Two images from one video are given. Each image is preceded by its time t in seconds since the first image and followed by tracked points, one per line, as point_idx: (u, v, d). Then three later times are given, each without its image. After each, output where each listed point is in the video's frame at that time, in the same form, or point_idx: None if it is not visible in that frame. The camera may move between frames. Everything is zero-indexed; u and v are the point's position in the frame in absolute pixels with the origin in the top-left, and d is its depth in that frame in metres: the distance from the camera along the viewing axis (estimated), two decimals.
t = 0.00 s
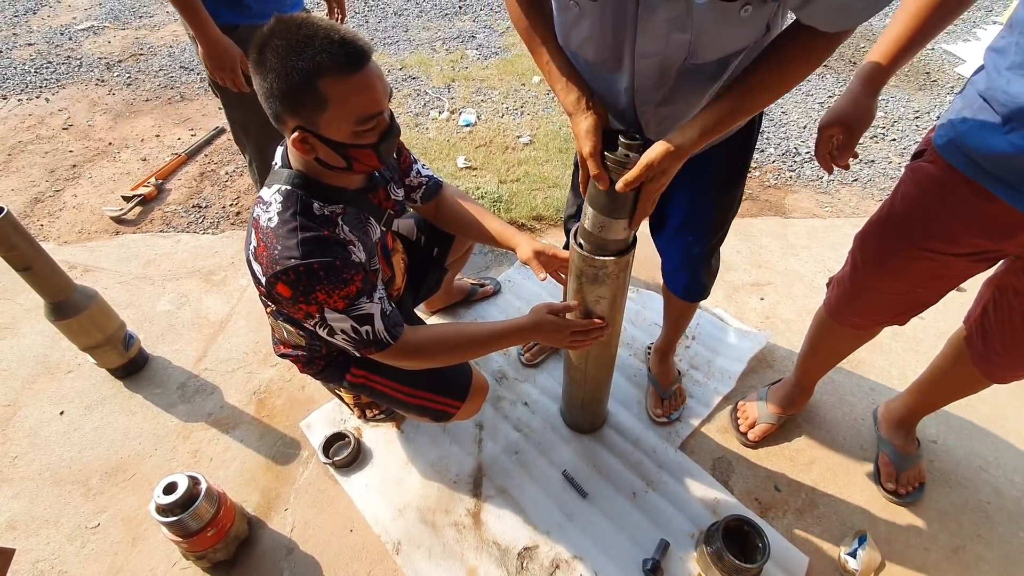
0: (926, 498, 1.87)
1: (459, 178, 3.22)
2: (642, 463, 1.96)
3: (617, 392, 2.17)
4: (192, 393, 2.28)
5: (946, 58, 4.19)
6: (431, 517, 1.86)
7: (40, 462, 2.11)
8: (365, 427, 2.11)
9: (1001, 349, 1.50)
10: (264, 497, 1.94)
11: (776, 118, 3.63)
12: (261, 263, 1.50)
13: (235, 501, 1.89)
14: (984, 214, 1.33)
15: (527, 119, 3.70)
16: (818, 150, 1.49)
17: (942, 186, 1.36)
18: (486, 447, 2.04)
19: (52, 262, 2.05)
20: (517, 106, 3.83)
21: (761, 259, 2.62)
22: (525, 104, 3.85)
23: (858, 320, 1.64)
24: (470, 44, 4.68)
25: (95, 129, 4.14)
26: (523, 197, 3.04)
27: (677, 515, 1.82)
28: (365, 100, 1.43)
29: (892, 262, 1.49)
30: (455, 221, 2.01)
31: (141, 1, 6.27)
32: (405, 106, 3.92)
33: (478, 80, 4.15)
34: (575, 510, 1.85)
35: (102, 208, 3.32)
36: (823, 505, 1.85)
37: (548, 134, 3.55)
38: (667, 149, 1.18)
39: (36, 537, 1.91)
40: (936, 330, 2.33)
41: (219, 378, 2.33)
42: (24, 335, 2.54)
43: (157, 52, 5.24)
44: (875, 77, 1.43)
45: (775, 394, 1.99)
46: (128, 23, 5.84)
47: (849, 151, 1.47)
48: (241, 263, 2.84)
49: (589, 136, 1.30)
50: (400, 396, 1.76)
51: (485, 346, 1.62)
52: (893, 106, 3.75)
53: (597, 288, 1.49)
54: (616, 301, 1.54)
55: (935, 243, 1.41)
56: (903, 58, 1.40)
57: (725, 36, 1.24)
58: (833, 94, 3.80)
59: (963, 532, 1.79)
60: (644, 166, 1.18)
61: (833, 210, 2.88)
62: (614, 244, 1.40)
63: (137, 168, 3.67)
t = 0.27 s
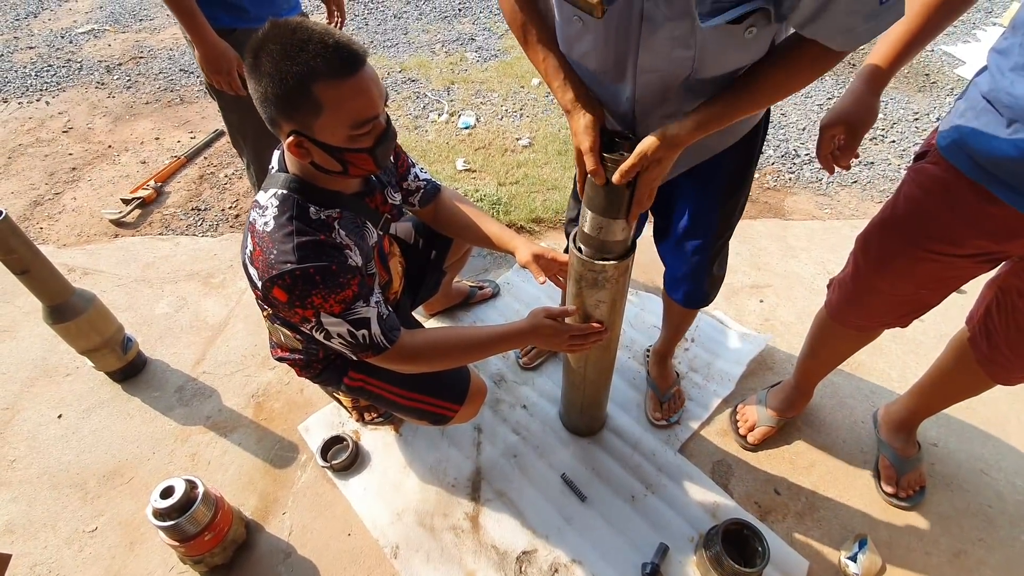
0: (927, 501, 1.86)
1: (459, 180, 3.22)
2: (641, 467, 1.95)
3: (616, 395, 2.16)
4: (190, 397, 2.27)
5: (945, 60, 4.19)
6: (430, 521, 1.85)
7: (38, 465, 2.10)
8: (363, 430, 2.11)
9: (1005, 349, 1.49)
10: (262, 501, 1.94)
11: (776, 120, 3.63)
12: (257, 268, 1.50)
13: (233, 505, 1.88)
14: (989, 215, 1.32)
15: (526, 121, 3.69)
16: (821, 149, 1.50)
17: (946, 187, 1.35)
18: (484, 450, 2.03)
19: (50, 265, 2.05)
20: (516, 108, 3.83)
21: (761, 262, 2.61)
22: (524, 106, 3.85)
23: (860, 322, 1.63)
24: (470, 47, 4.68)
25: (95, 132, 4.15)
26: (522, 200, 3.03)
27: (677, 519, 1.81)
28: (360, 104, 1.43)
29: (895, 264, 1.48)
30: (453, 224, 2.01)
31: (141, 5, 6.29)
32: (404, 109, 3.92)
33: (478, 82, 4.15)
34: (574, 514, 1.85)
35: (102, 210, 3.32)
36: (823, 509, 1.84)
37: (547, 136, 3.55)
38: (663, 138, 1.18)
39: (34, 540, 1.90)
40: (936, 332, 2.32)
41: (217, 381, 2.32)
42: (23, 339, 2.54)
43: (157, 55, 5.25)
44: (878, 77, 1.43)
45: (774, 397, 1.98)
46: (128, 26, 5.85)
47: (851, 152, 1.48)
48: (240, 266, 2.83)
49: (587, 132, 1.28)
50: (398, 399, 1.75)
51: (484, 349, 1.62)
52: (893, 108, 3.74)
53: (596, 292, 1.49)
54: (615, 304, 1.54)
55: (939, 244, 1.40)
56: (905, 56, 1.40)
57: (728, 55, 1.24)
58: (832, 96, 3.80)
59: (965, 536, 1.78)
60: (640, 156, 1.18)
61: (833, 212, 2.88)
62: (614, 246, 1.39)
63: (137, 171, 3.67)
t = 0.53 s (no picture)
0: (933, 504, 1.84)
1: (461, 182, 3.21)
2: (645, 469, 1.94)
3: (619, 397, 2.15)
4: (193, 398, 2.27)
5: (950, 59, 4.17)
6: (432, 524, 1.85)
7: (42, 467, 2.10)
8: (366, 432, 2.10)
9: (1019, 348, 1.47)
10: (264, 503, 1.93)
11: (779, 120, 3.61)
12: (260, 270, 1.50)
13: (235, 507, 1.88)
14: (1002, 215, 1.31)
15: (529, 122, 3.69)
16: (832, 146, 1.50)
17: (959, 187, 1.34)
18: (487, 452, 2.02)
19: (54, 267, 2.06)
20: (519, 109, 3.82)
21: (764, 263, 2.60)
22: (527, 107, 3.85)
23: (868, 323, 1.62)
24: (472, 48, 4.68)
25: (99, 134, 4.16)
26: (525, 201, 3.03)
27: (681, 522, 1.80)
28: (362, 106, 1.43)
29: (906, 264, 1.46)
30: (455, 225, 2.00)
31: (146, 8, 6.31)
32: (407, 110, 3.92)
33: (480, 83, 4.15)
34: (577, 516, 1.84)
35: (105, 212, 3.33)
36: (828, 512, 1.83)
37: (550, 137, 3.54)
38: (659, 115, 1.17)
39: (37, 542, 1.90)
40: (942, 334, 2.31)
41: (220, 383, 2.32)
42: (27, 340, 2.55)
43: (161, 57, 5.26)
44: (894, 72, 1.43)
45: (779, 400, 1.97)
46: (133, 29, 5.87)
47: (865, 150, 1.48)
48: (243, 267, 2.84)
49: (589, 116, 1.25)
50: (401, 401, 1.74)
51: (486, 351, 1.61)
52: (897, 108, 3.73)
53: (599, 294, 1.48)
54: (618, 306, 1.53)
55: (952, 244, 1.39)
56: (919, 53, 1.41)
57: (736, 56, 1.23)
58: (836, 97, 3.79)
59: (972, 539, 1.76)
60: (636, 131, 1.16)
61: (837, 213, 2.86)
62: (616, 236, 1.35)
63: (140, 173, 3.68)
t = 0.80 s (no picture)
0: (937, 506, 1.83)
1: (463, 182, 3.21)
2: (647, 470, 1.93)
3: (621, 398, 2.15)
4: (194, 399, 2.27)
5: (953, 59, 4.15)
6: (433, 525, 1.84)
7: (44, 467, 2.10)
8: (367, 433, 2.10)
9: None
10: (265, 504, 1.93)
11: (781, 120, 3.60)
12: (260, 271, 1.49)
13: (236, 508, 1.88)
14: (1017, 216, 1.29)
15: (530, 123, 3.69)
16: (849, 140, 1.49)
17: (973, 188, 1.33)
18: (489, 453, 2.02)
19: (56, 268, 2.05)
20: (520, 110, 3.82)
21: (766, 264, 2.59)
22: (528, 107, 3.84)
23: (874, 323, 1.61)
24: (474, 49, 4.68)
25: (101, 135, 4.17)
26: (527, 201, 3.03)
27: (683, 524, 1.80)
28: (363, 107, 1.42)
29: (917, 264, 1.45)
30: (456, 225, 1.99)
31: (148, 9, 6.32)
32: (408, 111, 3.92)
33: (482, 84, 4.15)
34: (578, 518, 1.83)
35: (107, 213, 3.33)
36: (831, 513, 1.82)
37: (551, 138, 3.54)
38: (675, 44, 1.25)
39: (39, 543, 1.90)
40: (945, 334, 2.30)
41: (221, 383, 2.32)
42: (29, 341, 2.55)
43: (163, 58, 5.27)
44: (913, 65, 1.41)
45: (782, 400, 1.96)
46: (135, 30, 5.88)
47: (885, 143, 1.46)
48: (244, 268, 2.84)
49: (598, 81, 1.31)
50: (402, 402, 1.74)
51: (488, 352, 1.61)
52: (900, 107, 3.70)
53: (600, 294, 1.47)
54: (620, 308, 1.52)
55: (964, 244, 1.38)
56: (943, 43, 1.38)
57: None
58: (838, 96, 3.77)
59: (976, 542, 1.75)
60: (659, 56, 1.23)
61: (839, 213, 2.85)
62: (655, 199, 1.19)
63: (142, 174, 3.68)
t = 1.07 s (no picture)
0: (936, 506, 1.83)
1: (462, 182, 3.21)
2: (646, 470, 1.93)
3: (620, 398, 2.15)
4: (193, 400, 2.27)
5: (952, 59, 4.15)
6: (433, 525, 1.84)
7: (44, 468, 2.11)
8: (366, 434, 2.10)
9: None
10: (265, 505, 1.93)
11: (780, 120, 3.60)
12: (257, 271, 1.49)
13: (236, 509, 1.88)
14: None
15: (529, 123, 3.69)
16: (865, 136, 1.49)
17: (986, 188, 1.32)
18: (488, 454, 2.02)
19: (55, 269, 2.06)
20: (519, 110, 3.82)
21: (765, 263, 2.59)
22: (527, 108, 3.84)
23: (875, 323, 1.61)
24: (473, 49, 4.68)
25: (101, 137, 4.17)
26: (526, 202, 3.03)
27: (682, 524, 1.80)
28: (360, 108, 1.43)
29: (923, 262, 1.45)
30: (452, 222, 1.99)
31: (147, 10, 6.33)
32: (407, 111, 3.92)
33: (481, 84, 4.15)
34: (577, 518, 1.83)
35: (107, 214, 3.33)
36: (830, 513, 1.82)
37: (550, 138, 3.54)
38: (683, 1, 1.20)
39: (39, 544, 1.91)
40: (944, 334, 2.30)
41: (220, 384, 2.32)
42: (29, 342, 2.55)
43: (162, 60, 5.27)
44: (930, 61, 1.37)
45: (781, 400, 1.96)
46: (134, 32, 5.88)
47: (903, 140, 1.46)
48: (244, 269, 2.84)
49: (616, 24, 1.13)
50: (401, 403, 1.74)
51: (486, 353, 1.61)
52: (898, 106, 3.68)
53: (598, 294, 1.47)
54: (617, 308, 1.52)
55: (973, 243, 1.38)
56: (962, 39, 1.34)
57: None
58: (837, 96, 3.77)
59: (975, 541, 1.75)
60: None
61: (839, 213, 2.85)
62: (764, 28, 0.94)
63: (141, 175, 3.69)
